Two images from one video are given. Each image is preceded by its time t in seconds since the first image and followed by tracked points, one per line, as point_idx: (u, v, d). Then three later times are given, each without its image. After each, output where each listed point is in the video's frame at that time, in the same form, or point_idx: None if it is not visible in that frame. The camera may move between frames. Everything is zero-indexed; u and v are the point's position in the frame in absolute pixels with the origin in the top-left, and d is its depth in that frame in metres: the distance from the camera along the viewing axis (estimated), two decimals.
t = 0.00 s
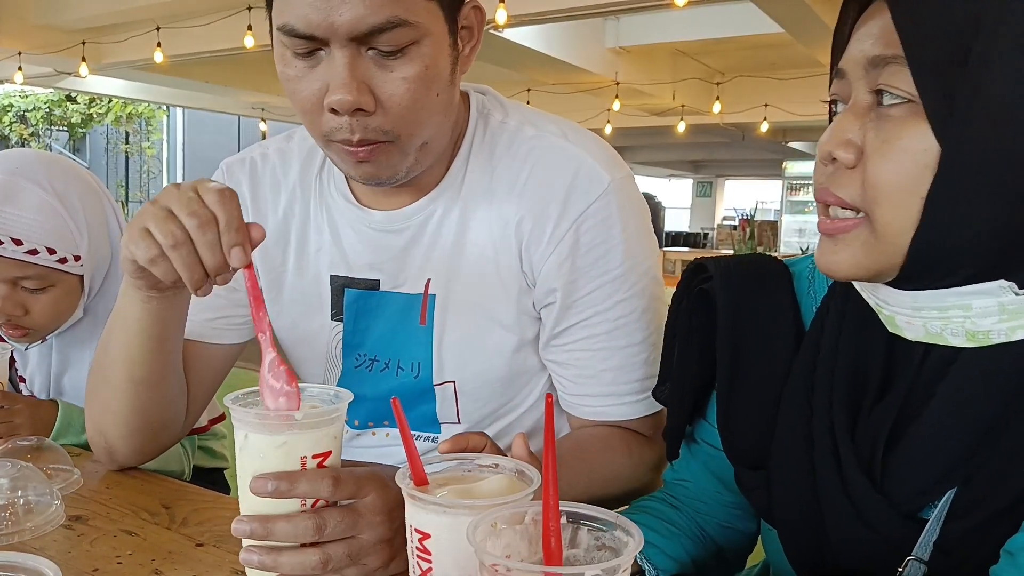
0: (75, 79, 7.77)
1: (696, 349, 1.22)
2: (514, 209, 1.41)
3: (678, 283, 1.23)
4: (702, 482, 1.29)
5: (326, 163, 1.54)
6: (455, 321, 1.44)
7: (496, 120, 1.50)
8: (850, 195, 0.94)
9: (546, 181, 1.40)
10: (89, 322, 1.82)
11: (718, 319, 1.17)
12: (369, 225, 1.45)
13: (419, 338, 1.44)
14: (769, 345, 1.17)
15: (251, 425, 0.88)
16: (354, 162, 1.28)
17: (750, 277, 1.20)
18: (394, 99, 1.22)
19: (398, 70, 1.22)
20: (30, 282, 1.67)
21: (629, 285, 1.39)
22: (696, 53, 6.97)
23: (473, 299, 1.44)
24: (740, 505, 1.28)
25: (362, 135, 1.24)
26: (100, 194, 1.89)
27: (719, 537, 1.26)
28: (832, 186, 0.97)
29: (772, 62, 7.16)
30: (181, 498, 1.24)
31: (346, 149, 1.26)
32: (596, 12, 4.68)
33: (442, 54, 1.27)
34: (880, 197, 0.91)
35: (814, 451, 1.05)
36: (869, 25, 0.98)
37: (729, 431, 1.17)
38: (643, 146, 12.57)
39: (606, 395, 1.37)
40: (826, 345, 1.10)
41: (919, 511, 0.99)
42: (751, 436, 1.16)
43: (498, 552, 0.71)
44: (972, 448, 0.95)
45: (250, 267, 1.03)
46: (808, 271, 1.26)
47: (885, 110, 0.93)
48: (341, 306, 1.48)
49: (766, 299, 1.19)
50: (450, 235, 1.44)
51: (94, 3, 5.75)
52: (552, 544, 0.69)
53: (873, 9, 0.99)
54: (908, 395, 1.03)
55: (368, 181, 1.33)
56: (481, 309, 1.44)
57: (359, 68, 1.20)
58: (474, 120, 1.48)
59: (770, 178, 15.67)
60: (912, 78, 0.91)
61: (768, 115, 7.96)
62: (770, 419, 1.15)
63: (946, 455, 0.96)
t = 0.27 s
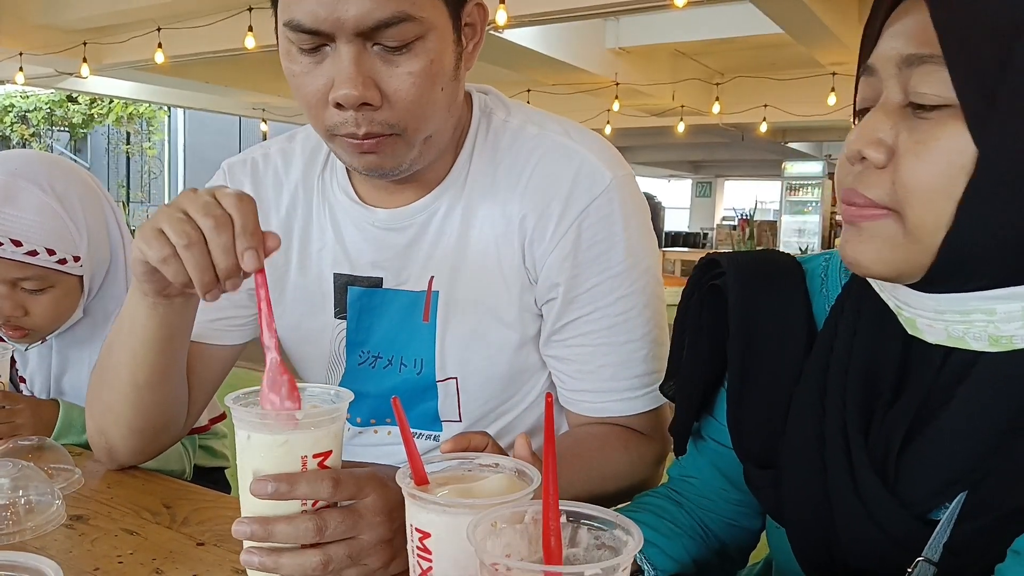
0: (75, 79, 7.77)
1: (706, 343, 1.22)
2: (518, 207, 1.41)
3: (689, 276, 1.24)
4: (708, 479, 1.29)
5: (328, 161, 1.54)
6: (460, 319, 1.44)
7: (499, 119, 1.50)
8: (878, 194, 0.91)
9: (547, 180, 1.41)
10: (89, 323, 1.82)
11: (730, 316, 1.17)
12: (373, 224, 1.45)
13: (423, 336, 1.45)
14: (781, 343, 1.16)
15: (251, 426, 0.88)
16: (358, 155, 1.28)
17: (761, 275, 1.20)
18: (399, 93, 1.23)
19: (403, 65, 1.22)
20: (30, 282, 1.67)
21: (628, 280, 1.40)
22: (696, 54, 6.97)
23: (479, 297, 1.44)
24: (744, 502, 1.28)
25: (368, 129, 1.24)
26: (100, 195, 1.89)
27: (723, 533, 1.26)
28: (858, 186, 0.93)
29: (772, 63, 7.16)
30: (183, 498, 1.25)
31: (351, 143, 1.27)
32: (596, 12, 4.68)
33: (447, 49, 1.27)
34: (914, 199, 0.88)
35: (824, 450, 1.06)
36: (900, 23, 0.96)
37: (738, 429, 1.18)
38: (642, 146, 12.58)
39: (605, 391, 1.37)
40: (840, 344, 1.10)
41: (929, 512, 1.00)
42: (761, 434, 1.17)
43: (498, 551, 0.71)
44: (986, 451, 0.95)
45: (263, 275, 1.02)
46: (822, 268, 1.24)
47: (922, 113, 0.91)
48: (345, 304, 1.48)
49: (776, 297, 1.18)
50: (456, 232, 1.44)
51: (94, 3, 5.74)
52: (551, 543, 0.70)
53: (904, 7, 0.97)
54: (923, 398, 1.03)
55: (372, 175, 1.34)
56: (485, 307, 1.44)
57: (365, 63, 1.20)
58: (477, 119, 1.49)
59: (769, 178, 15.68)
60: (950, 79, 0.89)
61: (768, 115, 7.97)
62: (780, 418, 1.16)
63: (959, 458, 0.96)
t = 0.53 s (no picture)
0: (75, 79, 7.78)
1: (709, 342, 1.22)
2: (519, 207, 1.41)
3: (694, 275, 1.23)
4: (710, 480, 1.29)
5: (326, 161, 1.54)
6: (462, 320, 1.44)
7: (497, 120, 1.50)
8: (893, 192, 0.91)
9: (545, 180, 1.41)
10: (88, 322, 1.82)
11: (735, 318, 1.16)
12: (373, 226, 1.44)
13: (425, 336, 1.44)
14: (786, 344, 1.16)
15: (250, 427, 0.88)
16: (348, 156, 1.28)
17: (766, 276, 1.19)
18: (391, 97, 1.22)
19: (396, 68, 1.22)
20: (29, 281, 1.67)
21: (627, 280, 1.39)
22: (697, 53, 6.97)
23: (480, 298, 1.44)
24: (745, 503, 1.28)
25: (356, 132, 1.24)
26: (99, 195, 1.89)
27: (724, 534, 1.26)
28: (872, 184, 0.93)
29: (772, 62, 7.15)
30: (182, 498, 1.24)
31: (340, 144, 1.26)
32: (596, 12, 4.68)
33: (440, 54, 1.27)
34: (931, 197, 0.88)
35: (829, 451, 1.05)
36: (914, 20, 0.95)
37: (742, 431, 1.17)
38: (643, 146, 12.57)
39: (604, 391, 1.37)
40: (846, 345, 1.09)
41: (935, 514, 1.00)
42: (764, 435, 1.16)
43: (497, 552, 0.71)
44: (994, 453, 0.95)
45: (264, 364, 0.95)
46: (827, 267, 1.23)
47: (939, 111, 0.90)
48: (345, 306, 1.47)
49: (782, 297, 1.17)
50: (455, 233, 1.43)
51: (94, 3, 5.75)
52: (551, 544, 0.69)
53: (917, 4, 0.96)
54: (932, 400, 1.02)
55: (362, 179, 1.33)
56: (488, 307, 1.44)
57: (357, 66, 1.20)
58: (475, 121, 1.48)
59: (770, 178, 15.67)
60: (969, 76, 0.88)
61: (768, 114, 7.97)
62: (783, 419, 1.15)
63: (966, 460, 0.96)
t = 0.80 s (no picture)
0: (75, 79, 7.78)
1: (705, 341, 1.22)
2: (518, 206, 1.41)
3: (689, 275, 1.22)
4: (707, 480, 1.28)
5: (329, 161, 1.54)
6: (462, 320, 1.44)
7: (498, 120, 1.50)
8: (887, 196, 0.91)
9: (547, 179, 1.41)
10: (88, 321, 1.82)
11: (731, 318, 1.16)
12: (374, 225, 1.45)
13: (425, 337, 1.44)
14: (783, 344, 1.16)
15: (250, 429, 0.88)
16: (354, 153, 1.28)
17: (763, 276, 1.19)
18: (397, 92, 1.22)
19: (401, 63, 1.22)
20: (28, 280, 1.67)
21: (628, 280, 1.39)
22: (696, 53, 6.97)
23: (480, 297, 1.44)
24: (743, 504, 1.28)
25: (364, 126, 1.23)
26: (99, 194, 1.89)
27: (721, 534, 1.26)
28: (866, 189, 0.93)
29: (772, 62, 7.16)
30: (182, 499, 1.24)
31: (347, 140, 1.26)
32: (595, 12, 4.68)
33: (445, 49, 1.27)
34: (924, 203, 0.88)
35: (826, 450, 1.05)
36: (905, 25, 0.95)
37: (739, 431, 1.17)
38: (642, 146, 12.58)
39: (604, 391, 1.37)
40: (842, 345, 1.09)
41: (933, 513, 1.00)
42: (761, 434, 1.16)
43: (497, 552, 0.71)
44: (992, 453, 0.95)
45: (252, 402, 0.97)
46: (822, 268, 1.23)
47: (932, 116, 0.90)
48: (345, 304, 1.48)
49: (778, 298, 1.18)
50: (454, 232, 1.43)
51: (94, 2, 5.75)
52: (552, 544, 0.69)
53: (909, 10, 0.96)
54: (930, 400, 1.02)
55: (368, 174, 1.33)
56: (487, 307, 1.44)
57: (363, 61, 1.20)
58: (477, 120, 1.48)
59: (769, 178, 15.67)
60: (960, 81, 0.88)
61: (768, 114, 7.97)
62: (780, 418, 1.15)
63: (962, 459, 0.96)
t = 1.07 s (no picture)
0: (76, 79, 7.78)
1: (701, 340, 1.21)
2: (518, 206, 1.40)
3: (684, 275, 1.22)
4: (704, 480, 1.28)
5: (329, 161, 1.53)
6: (462, 321, 1.44)
7: (500, 120, 1.49)
8: (878, 198, 0.90)
9: (549, 179, 1.41)
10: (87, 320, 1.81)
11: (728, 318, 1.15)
12: (374, 226, 1.44)
13: (425, 338, 1.44)
14: (780, 343, 1.15)
15: (248, 427, 0.87)
16: (356, 139, 1.27)
17: (760, 276, 1.18)
18: (400, 69, 1.23)
19: (404, 42, 1.23)
20: (26, 278, 1.66)
21: (629, 282, 1.39)
22: (697, 53, 6.96)
23: (480, 297, 1.43)
24: (741, 504, 1.27)
25: (368, 104, 1.23)
26: (99, 194, 1.88)
27: (720, 535, 1.25)
28: (858, 190, 0.92)
29: (772, 62, 7.15)
30: (180, 499, 1.24)
31: (349, 123, 1.26)
32: (596, 11, 4.67)
33: (448, 33, 1.28)
34: (916, 203, 0.87)
35: (823, 450, 1.05)
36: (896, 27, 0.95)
37: (736, 432, 1.16)
38: (643, 146, 12.57)
39: (604, 393, 1.36)
40: (839, 344, 1.08)
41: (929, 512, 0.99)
42: (758, 434, 1.15)
43: (497, 553, 0.70)
44: (988, 451, 0.94)
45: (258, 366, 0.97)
46: (818, 267, 1.23)
47: (923, 116, 0.90)
48: (345, 305, 1.47)
49: (775, 298, 1.17)
50: (454, 232, 1.43)
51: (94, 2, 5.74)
52: (552, 545, 0.69)
53: (898, 13, 0.96)
54: (925, 400, 1.01)
55: (369, 166, 1.31)
56: (487, 307, 1.44)
57: (365, 36, 1.22)
58: (478, 120, 1.47)
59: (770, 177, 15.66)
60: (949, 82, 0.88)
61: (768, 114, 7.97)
62: (777, 418, 1.14)
63: (960, 459, 0.95)
